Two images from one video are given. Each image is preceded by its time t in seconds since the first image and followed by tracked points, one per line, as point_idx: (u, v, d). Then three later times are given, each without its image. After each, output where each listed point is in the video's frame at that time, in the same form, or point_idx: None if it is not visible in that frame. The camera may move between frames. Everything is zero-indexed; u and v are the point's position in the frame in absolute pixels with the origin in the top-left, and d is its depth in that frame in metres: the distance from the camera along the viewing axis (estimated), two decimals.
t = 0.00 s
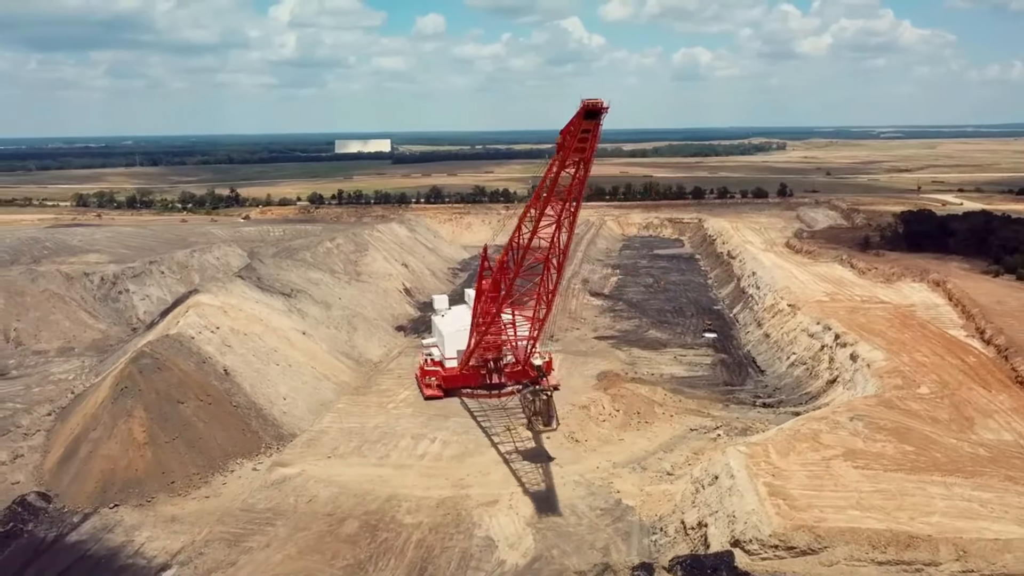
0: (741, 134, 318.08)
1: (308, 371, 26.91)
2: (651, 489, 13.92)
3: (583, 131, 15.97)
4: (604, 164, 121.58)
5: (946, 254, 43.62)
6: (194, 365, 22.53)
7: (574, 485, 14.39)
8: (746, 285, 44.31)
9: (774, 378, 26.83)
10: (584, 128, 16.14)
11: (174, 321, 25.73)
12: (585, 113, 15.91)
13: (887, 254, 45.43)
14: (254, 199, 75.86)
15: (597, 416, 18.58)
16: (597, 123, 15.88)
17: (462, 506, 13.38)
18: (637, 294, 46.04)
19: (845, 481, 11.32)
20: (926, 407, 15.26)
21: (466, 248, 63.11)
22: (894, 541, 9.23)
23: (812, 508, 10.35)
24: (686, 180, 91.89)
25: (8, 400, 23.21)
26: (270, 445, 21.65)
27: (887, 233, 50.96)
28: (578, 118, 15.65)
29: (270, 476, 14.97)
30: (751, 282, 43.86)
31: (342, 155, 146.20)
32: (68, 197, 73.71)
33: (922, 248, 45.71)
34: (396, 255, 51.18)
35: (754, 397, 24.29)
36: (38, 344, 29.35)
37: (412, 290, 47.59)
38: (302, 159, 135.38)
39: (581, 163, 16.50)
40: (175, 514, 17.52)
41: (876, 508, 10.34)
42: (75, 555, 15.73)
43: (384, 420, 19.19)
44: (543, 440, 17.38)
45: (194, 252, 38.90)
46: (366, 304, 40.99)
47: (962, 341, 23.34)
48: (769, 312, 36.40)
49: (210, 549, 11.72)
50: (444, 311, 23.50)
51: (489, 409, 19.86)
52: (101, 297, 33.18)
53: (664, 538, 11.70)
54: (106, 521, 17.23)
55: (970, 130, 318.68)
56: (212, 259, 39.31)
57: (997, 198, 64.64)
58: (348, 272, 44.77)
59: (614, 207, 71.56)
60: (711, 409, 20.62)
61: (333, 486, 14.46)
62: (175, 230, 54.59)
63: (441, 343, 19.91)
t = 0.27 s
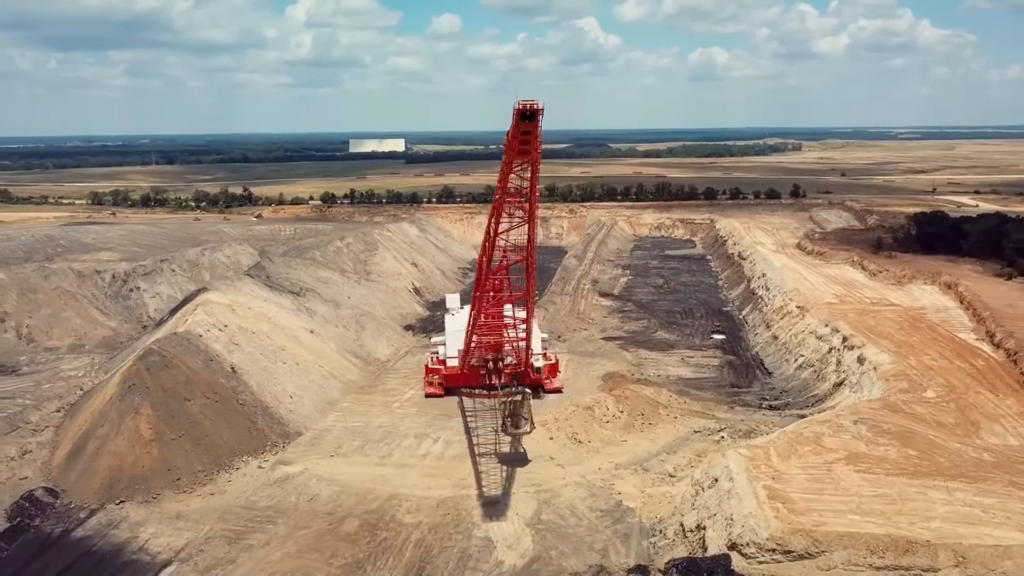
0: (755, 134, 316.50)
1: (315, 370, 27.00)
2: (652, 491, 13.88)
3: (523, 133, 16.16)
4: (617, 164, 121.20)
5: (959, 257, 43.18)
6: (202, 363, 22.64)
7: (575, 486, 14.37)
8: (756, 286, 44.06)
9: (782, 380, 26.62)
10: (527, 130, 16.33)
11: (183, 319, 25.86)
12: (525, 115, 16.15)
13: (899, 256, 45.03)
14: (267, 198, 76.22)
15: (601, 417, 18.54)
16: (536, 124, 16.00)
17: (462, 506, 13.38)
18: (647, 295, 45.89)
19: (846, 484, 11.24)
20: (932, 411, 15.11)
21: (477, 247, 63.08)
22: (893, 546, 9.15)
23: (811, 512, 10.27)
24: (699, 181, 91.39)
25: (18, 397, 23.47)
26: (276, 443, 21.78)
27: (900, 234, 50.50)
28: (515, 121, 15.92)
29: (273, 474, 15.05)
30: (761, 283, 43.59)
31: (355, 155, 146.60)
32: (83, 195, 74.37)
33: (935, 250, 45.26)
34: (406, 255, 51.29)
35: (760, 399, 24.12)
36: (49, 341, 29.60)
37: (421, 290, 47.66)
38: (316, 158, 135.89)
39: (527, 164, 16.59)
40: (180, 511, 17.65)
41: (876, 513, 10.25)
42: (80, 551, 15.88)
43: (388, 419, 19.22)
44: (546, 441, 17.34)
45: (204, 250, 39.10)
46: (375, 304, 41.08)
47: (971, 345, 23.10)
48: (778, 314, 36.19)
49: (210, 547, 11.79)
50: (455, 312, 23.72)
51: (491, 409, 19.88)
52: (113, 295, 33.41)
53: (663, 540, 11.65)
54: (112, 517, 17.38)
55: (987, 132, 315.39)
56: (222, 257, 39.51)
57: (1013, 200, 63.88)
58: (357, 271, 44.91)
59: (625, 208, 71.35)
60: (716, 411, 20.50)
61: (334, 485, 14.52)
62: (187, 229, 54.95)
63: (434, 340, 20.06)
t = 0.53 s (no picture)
0: (769, 134, 314.64)
1: (324, 368, 27.11)
2: (656, 493, 13.85)
3: (467, 134, 16.94)
4: (630, 164, 120.79)
5: (973, 259, 42.75)
6: (211, 360, 22.79)
7: (579, 487, 14.37)
8: (766, 288, 43.82)
9: (791, 382, 26.47)
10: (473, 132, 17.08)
11: (194, 317, 26.01)
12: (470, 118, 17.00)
13: (912, 258, 44.64)
14: (280, 197, 76.59)
15: (606, 419, 18.52)
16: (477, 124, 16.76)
17: (465, 506, 13.41)
18: (657, 296, 45.74)
19: (850, 488, 11.17)
20: (939, 414, 14.98)
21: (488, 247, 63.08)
22: (895, 550, 9.10)
23: (814, 514, 10.22)
24: (712, 181, 90.94)
25: (30, 393, 23.73)
26: (283, 442, 21.89)
27: (915, 235, 50.02)
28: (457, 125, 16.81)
29: (279, 472, 15.15)
30: (772, 284, 43.34)
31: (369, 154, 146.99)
32: (99, 193, 75.04)
33: (949, 252, 44.82)
34: (417, 254, 51.40)
35: (768, 401, 23.98)
36: (61, 338, 29.90)
37: (431, 289, 47.76)
38: (329, 158, 136.43)
39: (475, 164, 17.19)
40: (187, 508, 17.79)
41: (880, 516, 10.19)
42: (87, 546, 16.04)
43: (395, 418, 19.28)
44: (551, 441, 17.33)
45: (216, 249, 39.36)
46: (385, 303, 41.19)
47: (983, 348, 22.86)
48: (788, 316, 35.98)
49: (214, 544, 11.89)
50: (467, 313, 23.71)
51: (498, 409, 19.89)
52: (125, 293, 33.66)
53: (666, 542, 11.62)
54: (120, 513, 17.54)
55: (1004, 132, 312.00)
56: (233, 256, 39.75)
57: None
58: (367, 271, 45.04)
59: (637, 208, 71.16)
60: (723, 413, 20.41)
61: (339, 484, 14.59)
62: (200, 227, 55.32)
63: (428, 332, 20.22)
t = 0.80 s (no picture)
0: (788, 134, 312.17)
1: (337, 367, 27.30)
2: (664, 494, 13.83)
3: (398, 137, 15.93)
4: (647, 164, 120.23)
5: (993, 261, 42.18)
6: (225, 358, 23.02)
7: (587, 487, 14.36)
8: (782, 289, 43.48)
9: (805, 384, 26.26)
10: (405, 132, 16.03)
11: (209, 314, 26.27)
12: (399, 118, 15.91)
13: (932, 260, 44.10)
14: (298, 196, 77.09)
15: (617, 420, 18.49)
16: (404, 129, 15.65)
17: (473, 505, 13.46)
18: (672, 297, 45.55)
19: (859, 492, 11.09)
20: (953, 418, 14.81)
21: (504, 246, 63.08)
22: (902, 555, 9.04)
23: (821, 518, 10.16)
24: (730, 181, 90.34)
25: (48, 390, 24.15)
26: (296, 439, 22.09)
27: (935, 237, 49.38)
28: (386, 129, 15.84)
29: (289, 469, 15.28)
30: (788, 286, 43.00)
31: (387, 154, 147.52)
32: (121, 191, 76.02)
33: (969, 254, 44.23)
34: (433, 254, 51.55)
35: (781, 404, 23.82)
36: (80, 334, 30.33)
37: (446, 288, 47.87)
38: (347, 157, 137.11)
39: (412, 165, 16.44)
40: (200, 504, 18.00)
41: (888, 521, 10.11)
42: (102, 540, 16.28)
43: (406, 417, 19.39)
44: (561, 442, 17.34)
45: (233, 248, 39.73)
46: (399, 302, 41.35)
47: (1001, 352, 22.56)
48: (803, 318, 35.68)
49: (224, 540, 12.03)
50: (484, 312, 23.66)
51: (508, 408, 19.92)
52: (143, 290, 34.07)
53: (673, 544, 11.60)
54: (134, 508, 17.79)
55: None
56: (250, 254, 40.10)
57: None
58: (383, 270, 45.25)
59: (654, 208, 70.90)
60: (734, 415, 20.30)
61: (348, 482, 14.71)
62: (219, 225, 55.89)
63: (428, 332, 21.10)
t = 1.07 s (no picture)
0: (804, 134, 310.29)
1: (349, 366, 27.45)
2: (673, 496, 13.80)
3: (350, 138, 16.12)
4: (661, 164, 119.75)
5: (1010, 263, 41.72)
6: (238, 357, 23.19)
7: (596, 488, 14.37)
8: (796, 290, 43.20)
9: (817, 386, 26.09)
10: (358, 133, 16.14)
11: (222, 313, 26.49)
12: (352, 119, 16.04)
13: (948, 262, 43.67)
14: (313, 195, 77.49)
15: (627, 421, 18.47)
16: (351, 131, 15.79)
17: (482, 505, 13.51)
18: (685, 298, 45.39)
19: (868, 495, 11.03)
20: (966, 422, 14.68)
21: (517, 246, 63.06)
22: (911, 559, 9.00)
23: (829, 521, 10.13)
24: (745, 181, 89.86)
25: (64, 388, 24.49)
26: (307, 438, 22.25)
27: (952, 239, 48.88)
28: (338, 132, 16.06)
29: (299, 468, 15.41)
30: (801, 287, 42.72)
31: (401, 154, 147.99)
32: (138, 191, 76.82)
33: (986, 256, 43.75)
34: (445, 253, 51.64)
35: (793, 405, 23.67)
36: (96, 332, 30.68)
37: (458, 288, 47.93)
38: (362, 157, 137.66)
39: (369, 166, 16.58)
40: (212, 501, 18.18)
41: (897, 525, 10.06)
42: (114, 537, 16.48)
43: (415, 417, 19.46)
44: (570, 442, 17.33)
45: (247, 247, 40.03)
46: (412, 301, 41.47)
47: (1016, 355, 22.31)
48: (816, 319, 35.45)
49: (233, 538, 12.17)
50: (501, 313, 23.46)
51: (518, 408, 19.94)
52: (158, 289, 34.43)
53: (680, 545, 11.58)
54: (147, 505, 18.00)
55: None
56: (264, 253, 40.39)
57: None
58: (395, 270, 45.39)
59: (668, 208, 70.69)
60: (745, 417, 20.21)
61: (357, 480, 14.81)
62: (234, 224, 56.32)
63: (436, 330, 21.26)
